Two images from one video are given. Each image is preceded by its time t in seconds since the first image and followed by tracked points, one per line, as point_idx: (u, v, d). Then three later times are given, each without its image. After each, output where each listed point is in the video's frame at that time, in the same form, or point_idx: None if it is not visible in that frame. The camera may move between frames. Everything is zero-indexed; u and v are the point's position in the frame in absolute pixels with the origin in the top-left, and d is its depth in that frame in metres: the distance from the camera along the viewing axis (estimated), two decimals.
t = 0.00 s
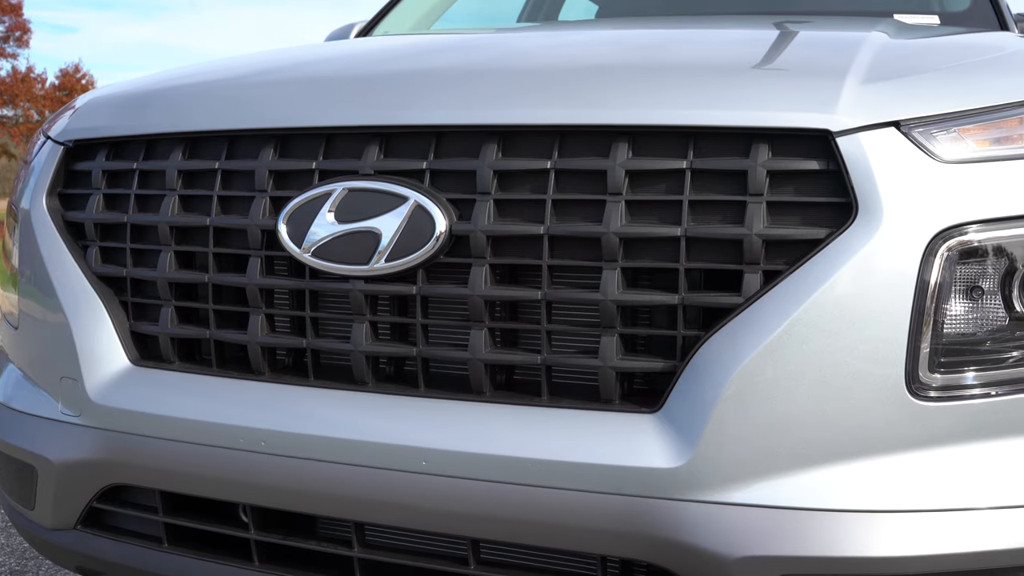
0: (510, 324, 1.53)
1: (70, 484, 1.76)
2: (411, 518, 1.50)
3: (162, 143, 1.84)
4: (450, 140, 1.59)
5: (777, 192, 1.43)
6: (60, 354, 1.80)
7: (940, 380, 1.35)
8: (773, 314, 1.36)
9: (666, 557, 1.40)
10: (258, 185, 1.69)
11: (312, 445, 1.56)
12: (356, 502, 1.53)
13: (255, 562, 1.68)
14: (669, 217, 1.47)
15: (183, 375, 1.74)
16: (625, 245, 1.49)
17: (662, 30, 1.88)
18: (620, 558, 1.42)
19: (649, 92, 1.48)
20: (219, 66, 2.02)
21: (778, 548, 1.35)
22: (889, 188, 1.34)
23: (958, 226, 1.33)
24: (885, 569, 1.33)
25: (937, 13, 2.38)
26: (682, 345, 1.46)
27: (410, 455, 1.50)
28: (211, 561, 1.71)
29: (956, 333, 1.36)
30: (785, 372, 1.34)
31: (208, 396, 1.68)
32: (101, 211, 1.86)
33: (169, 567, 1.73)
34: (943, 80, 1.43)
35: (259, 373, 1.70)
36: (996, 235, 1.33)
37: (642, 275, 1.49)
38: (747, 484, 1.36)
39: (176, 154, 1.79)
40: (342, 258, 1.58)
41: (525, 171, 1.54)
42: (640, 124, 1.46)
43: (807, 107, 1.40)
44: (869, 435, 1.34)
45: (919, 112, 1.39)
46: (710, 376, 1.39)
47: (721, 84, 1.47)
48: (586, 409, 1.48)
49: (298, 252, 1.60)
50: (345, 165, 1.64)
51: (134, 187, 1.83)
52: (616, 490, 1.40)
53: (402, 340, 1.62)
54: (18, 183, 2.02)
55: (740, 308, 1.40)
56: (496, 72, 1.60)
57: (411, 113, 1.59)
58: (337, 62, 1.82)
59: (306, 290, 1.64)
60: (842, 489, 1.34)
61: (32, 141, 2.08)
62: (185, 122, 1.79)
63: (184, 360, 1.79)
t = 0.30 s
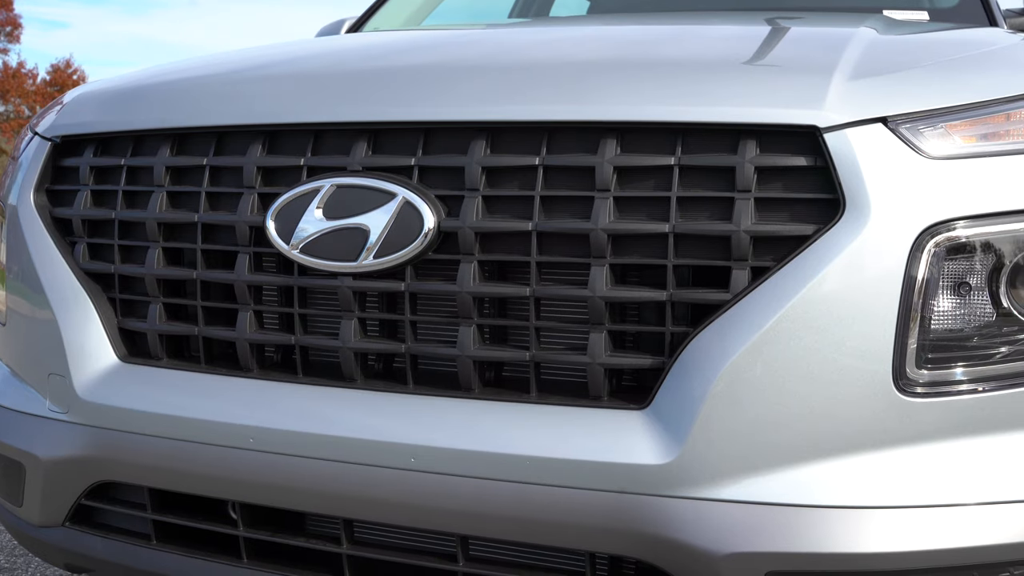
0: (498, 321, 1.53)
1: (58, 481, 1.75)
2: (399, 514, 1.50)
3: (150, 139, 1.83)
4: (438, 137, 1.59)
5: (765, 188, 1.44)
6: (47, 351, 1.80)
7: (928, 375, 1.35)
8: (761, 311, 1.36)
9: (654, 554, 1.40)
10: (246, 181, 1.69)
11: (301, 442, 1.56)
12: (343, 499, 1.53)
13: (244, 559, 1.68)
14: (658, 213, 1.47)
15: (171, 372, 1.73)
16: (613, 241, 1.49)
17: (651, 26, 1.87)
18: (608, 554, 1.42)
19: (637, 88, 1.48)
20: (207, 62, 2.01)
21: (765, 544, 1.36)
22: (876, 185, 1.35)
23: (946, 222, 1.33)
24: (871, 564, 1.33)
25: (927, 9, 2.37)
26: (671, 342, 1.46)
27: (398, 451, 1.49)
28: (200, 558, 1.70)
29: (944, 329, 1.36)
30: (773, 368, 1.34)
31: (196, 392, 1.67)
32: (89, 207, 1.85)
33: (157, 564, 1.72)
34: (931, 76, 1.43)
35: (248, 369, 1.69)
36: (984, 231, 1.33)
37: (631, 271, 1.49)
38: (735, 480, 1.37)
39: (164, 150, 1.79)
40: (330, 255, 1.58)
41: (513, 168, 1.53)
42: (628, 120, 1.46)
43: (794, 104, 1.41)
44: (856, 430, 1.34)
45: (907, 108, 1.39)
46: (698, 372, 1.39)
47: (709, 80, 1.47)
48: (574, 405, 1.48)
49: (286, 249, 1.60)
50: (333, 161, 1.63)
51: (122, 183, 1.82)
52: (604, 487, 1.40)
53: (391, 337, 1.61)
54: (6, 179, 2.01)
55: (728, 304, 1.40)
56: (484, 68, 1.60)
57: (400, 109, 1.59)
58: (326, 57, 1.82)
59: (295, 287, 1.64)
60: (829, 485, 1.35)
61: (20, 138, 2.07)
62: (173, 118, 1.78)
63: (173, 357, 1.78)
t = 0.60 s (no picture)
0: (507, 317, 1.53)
1: (68, 477, 1.76)
2: (409, 510, 1.51)
3: (158, 136, 1.83)
4: (446, 133, 1.59)
5: (773, 184, 1.43)
6: (57, 348, 1.80)
7: (937, 372, 1.35)
8: (770, 307, 1.36)
9: (664, 550, 1.40)
10: (254, 178, 1.69)
11: (310, 439, 1.56)
12: (353, 495, 1.54)
13: (254, 555, 1.69)
14: (667, 209, 1.47)
15: (181, 369, 1.74)
16: (622, 237, 1.49)
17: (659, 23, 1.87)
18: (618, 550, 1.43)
19: (645, 85, 1.48)
20: (215, 59, 2.01)
21: (774, 540, 1.36)
22: (886, 181, 1.34)
23: (955, 218, 1.33)
24: (880, 560, 1.34)
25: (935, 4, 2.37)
26: (680, 338, 1.46)
27: (407, 448, 1.50)
28: (210, 554, 1.71)
29: (954, 326, 1.36)
30: (782, 365, 1.34)
31: (205, 389, 1.68)
32: (97, 204, 1.85)
33: (167, 560, 1.73)
34: (939, 72, 1.43)
35: (257, 366, 1.70)
36: (993, 227, 1.33)
37: (639, 267, 1.49)
38: (745, 476, 1.37)
39: (172, 147, 1.79)
40: (339, 252, 1.58)
41: (522, 164, 1.54)
42: (636, 116, 1.46)
43: (803, 100, 1.40)
44: (865, 427, 1.34)
45: (916, 103, 1.38)
46: (707, 368, 1.39)
47: (717, 76, 1.46)
48: (583, 402, 1.48)
49: (295, 246, 1.60)
50: (341, 158, 1.64)
51: (130, 180, 1.83)
52: (613, 483, 1.40)
53: (399, 333, 1.61)
54: (14, 176, 2.01)
55: (737, 300, 1.40)
56: (492, 65, 1.60)
57: (408, 106, 1.59)
58: (333, 54, 1.82)
59: (304, 284, 1.64)
60: (839, 481, 1.35)
61: (27, 135, 2.07)
62: (181, 116, 1.78)
63: (182, 353, 1.79)
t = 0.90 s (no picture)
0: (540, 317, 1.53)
1: (105, 475, 1.78)
2: (442, 510, 1.51)
3: (192, 138, 1.85)
4: (479, 134, 1.59)
5: (809, 183, 1.43)
6: (93, 348, 1.82)
7: (975, 372, 1.34)
8: (806, 307, 1.35)
9: (698, 551, 1.40)
10: (288, 180, 1.70)
11: (344, 438, 1.57)
12: (386, 495, 1.54)
13: (288, 554, 1.70)
14: (701, 209, 1.47)
15: (215, 369, 1.75)
16: (655, 237, 1.48)
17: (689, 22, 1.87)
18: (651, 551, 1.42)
19: (678, 84, 1.48)
20: (247, 61, 2.03)
21: (810, 542, 1.35)
22: (923, 179, 1.33)
23: (993, 217, 1.32)
24: (917, 562, 1.32)
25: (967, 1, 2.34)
26: (714, 338, 1.46)
27: (441, 447, 1.50)
28: (245, 553, 1.72)
29: (992, 326, 1.34)
30: (817, 365, 1.34)
31: (240, 389, 1.69)
32: (133, 206, 1.88)
33: (202, 558, 1.75)
34: (976, 70, 1.42)
35: (291, 366, 1.71)
36: None
37: (673, 267, 1.49)
38: (780, 476, 1.36)
39: (207, 149, 1.81)
40: (372, 252, 1.59)
41: (555, 165, 1.54)
42: (670, 116, 1.46)
43: (839, 98, 1.39)
44: (902, 427, 1.33)
45: (953, 101, 1.37)
46: (742, 368, 1.38)
47: (751, 75, 1.46)
48: (617, 402, 1.48)
49: (329, 246, 1.61)
50: (374, 159, 1.64)
51: (165, 182, 1.85)
52: (647, 483, 1.40)
53: (432, 333, 1.62)
54: (50, 178, 2.04)
55: (772, 301, 1.39)
56: (524, 65, 1.60)
57: (440, 107, 1.60)
58: (365, 56, 1.83)
59: (337, 284, 1.65)
60: (875, 482, 1.34)
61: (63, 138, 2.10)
62: (216, 118, 1.80)
63: (217, 353, 1.81)
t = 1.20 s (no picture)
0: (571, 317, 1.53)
1: (140, 476, 1.80)
2: (474, 510, 1.51)
3: (225, 141, 1.87)
4: (509, 134, 1.59)
5: (842, 181, 1.41)
6: (128, 349, 1.84)
7: (1013, 371, 1.33)
8: (840, 305, 1.35)
9: (732, 551, 1.39)
10: (319, 181, 1.71)
11: (376, 438, 1.58)
12: (419, 495, 1.55)
13: (322, 554, 1.71)
14: (733, 208, 1.46)
15: (248, 370, 1.77)
16: (687, 236, 1.48)
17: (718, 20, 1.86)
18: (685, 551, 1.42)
19: (710, 83, 1.47)
20: (278, 64, 2.05)
21: (845, 542, 1.34)
22: (959, 176, 1.32)
23: None
24: (955, 563, 1.31)
25: None
26: (747, 337, 1.45)
27: (474, 447, 1.51)
28: (278, 552, 1.73)
29: None
30: (853, 364, 1.33)
31: (273, 390, 1.70)
32: (166, 209, 1.89)
33: (237, 558, 1.76)
34: (1012, 65, 1.40)
35: (323, 367, 1.72)
36: None
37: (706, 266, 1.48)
38: (815, 476, 1.35)
39: (239, 152, 1.82)
40: (404, 253, 1.60)
41: (586, 164, 1.54)
42: (702, 115, 1.45)
43: (873, 95, 1.38)
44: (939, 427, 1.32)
45: (989, 97, 1.36)
46: (776, 368, 1.38)
47: (783, 73, 1.45)
48: (649, 402, 1.48)
49: (361, 247, 1.62)
50: (405, 160, 1.65)
51: (198, 184, 1.86)
52: (680, 483, 1.40)
53: (464, 334, 1.62)
54: (84, 182, 2.06)
55: (806, 300, 1.38)
56: (554, 66, 1.60)
57: (471, 107, 1.60)
58: (394, 57, 1.84)
59: (369, 285, 1.66)
60: (911, 482, 1.33)
61: (97, 141, 2.12)
62: (247, 120, 1.81)
63: (250, 355, 1.82)
